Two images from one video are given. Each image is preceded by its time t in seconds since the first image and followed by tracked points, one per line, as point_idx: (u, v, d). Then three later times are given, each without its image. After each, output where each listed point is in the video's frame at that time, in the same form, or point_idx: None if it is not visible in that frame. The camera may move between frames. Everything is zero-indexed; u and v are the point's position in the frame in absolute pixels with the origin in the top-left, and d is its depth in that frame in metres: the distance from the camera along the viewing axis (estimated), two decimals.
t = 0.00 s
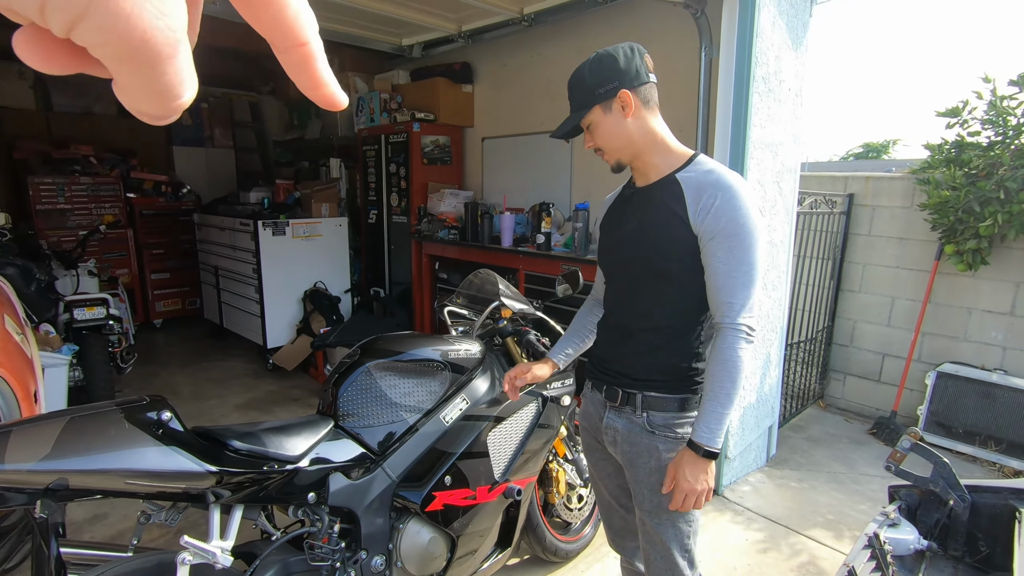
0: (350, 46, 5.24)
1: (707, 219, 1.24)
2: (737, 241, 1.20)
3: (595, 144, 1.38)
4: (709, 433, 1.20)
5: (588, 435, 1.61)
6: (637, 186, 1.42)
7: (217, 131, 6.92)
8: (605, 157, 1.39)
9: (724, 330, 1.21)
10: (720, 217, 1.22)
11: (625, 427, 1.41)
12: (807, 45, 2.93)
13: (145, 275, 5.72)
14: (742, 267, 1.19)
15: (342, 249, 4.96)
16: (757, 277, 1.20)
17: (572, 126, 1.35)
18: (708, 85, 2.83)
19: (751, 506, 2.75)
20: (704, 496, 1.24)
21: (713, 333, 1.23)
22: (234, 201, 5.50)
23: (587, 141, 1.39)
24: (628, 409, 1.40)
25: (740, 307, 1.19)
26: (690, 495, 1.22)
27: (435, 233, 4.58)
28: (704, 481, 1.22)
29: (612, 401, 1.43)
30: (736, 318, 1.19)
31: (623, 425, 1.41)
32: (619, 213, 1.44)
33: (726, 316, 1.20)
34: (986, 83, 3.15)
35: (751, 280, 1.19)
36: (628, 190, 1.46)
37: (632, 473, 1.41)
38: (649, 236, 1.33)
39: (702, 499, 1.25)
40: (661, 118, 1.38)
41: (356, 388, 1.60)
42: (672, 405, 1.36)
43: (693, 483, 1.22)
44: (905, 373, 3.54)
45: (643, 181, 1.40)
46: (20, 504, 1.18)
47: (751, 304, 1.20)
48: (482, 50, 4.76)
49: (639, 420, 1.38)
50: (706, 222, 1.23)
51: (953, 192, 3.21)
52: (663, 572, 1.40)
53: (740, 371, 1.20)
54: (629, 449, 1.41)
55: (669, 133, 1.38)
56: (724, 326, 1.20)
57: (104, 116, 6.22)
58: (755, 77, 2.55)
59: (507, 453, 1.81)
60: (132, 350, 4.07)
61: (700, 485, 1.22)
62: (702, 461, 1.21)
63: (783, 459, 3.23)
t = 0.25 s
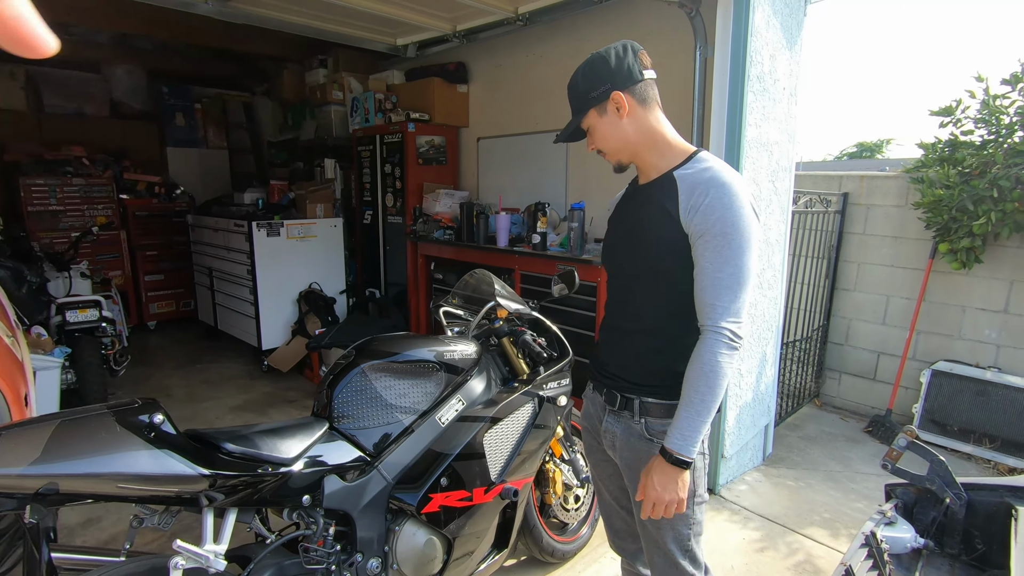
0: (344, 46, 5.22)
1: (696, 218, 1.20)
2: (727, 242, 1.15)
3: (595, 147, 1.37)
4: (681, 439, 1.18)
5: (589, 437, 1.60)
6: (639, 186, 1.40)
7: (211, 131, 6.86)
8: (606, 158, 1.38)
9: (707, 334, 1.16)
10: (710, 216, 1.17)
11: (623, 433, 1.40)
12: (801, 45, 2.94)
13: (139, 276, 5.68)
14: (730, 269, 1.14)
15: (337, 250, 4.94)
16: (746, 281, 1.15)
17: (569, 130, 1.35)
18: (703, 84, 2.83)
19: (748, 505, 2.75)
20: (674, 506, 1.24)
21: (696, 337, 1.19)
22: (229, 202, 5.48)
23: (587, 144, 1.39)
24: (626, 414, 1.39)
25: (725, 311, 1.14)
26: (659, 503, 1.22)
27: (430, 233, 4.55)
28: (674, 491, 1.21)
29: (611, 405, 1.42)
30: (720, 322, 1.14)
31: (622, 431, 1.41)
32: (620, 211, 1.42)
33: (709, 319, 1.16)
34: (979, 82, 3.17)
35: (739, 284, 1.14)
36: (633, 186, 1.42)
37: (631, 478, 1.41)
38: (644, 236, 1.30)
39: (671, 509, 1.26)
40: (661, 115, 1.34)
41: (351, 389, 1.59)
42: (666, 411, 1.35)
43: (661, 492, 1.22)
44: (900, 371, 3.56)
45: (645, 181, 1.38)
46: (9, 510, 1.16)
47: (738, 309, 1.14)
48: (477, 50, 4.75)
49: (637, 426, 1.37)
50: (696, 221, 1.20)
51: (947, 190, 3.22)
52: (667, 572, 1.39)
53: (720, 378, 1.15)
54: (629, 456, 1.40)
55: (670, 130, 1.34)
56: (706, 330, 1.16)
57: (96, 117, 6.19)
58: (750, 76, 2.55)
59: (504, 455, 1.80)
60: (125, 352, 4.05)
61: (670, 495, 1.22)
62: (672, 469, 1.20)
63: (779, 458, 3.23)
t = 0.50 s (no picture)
0: (340, 45, 5.21)
1: (697, 215, 1.17)
2: (727, 241, 1.11)
3: (599, 144, 1.35)
4: (654, 431, 1.17)
5: (595, 438, 1.59)
6: (646, 182, 1.38)
7: (206, 131, 6.85)
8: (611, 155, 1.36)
9: (700, 334, 1.14)
10: (711, 213, 1.14)
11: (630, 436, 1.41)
12: (797, 43, 2.94)
13: (134, 276, 5.66)
14: (727, 270, 1.11)
15: (334, 250, 4.93)
16: (746, 282, 1.11)
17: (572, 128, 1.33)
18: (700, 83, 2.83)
19: (745, 504, 2.75)
20: (637, 494, 1.23)
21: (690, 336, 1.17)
22: (224, 201, 5.46)
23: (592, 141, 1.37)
24: (633, 417, 1.40)
25: (720, 312, 1.11)
26: (624, 489, 1.22)
27: (427, 232, 4.53)
28: (639, 479, 1.21)
29: (619, 407, 1.42)
30: (713, 322, 1.12)
31: (629, 434, 1.41)
32: (627, 206, 1.40)
33: (703, 319, 1.13)
34: (974, 81, 3.17)
35: (737, 285, 1.11)
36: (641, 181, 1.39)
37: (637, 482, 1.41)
38: (648, 233, 1.28)
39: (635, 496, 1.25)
40: (666, 109, 1.31)
41: (346, 389, 1.58)
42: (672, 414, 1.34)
43: (627, 479, 1.22)
44: (896, 369, 3.56)
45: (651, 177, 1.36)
46: None
47: (735, 311, 1.11)
48: (473, 49, 4.74)
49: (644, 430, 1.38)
50: (698, 218, 1.16)
51: (943, 189, 3.22)
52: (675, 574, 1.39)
53: (707, 380, 1.13)
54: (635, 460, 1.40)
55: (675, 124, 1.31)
56: (700, 330, 1.13)
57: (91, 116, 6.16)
58: (746, 74, 2.55)
59: (500, 454, 1.80)
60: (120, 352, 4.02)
61: (636, 483, 1.21)
62: (640, 457, 1.19)
63: (776, 456, 3.23)
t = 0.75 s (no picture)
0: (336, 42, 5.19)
1: (713, 216, 1.14)
2: (747, 244, 1.08)
3: (612, 137, 1.32)
4: (680, 443, 1.15)
5: (605, 439, 1.59)
6: (659, 178, 1.34)
7: (201, 129, 6.83)
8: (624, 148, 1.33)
9: (721, 340, 1.11)
10: (728, 215, 1.11)
11: (642, 439, 1.39)
12: (794, 41, 2.94)
13: (129, 275, 5.63)
14: (747, 274, 1.08)
15: (331, 248, 4.91)
16: (766, 286, 1.08)
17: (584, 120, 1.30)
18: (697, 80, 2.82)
19: (742, 502, 2.76)
20: (670, 505, 1.22)
21: (711, 342, 1.15)
22: (220, 200, 5.43)
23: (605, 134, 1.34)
24: (645, 420, 1.38)
25: (741, 318, 1.09)
26: (652, 501, 1.21)
27: (423, 231, 4.52)
28: (669, 491, 1.19)
29: (630, 409, 1.41)
30: (734, 329, 1.09)
31: (640, 437, 1.39)
32: (638, 204, 1.37)
33: (723, 325, 1.11)
34: (970, 78, 3.18)
35: (756, 290, 1.08)
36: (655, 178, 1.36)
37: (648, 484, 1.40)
38: (660, 233, 1.25)
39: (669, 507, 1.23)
40: (682, 103, 1.27)
41: (343, 388, 1.57)
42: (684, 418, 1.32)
43: (655, 491, 1.21)
44: (893, 367, 3.58)
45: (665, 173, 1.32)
46: None
47: (756, 316, 1.09)
48: (470, 46, 4.73)
49: (656, 433, 1.36)
50: (714, 220, 1.13)
51: (939, 187, 3.23)
52: None
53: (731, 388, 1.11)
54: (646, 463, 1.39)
55: (691, 120, 1.27)
56: (721, 336, 1.11)
57: (84, 114, 6.12)
58: (744, 71, 2.55)
59: (499, 452, 1.79)
60: (115, 351, 4.00)
61: (666, 496, 1.20)
62: (667, 469, 1.18)
63: (773, 454, 3.24)
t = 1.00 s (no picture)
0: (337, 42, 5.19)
1: (738, 222, 1.12)
2: (777, 248, 1.06)
3: (629, 137, 1.32)
4: (731, 464, 1.10)
5: (615, 439, 1.60)
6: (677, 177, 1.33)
7: (202, 128, 6.78)
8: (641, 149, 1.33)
9: (756, 349, 1.08)
10: (754, 220, 1.09)
11: (654, 442, 1.39)
12: (795, 41, 2.95)
13: (130, 274, 5.63)
14: (779, 279, 1.05)
15: (332, 247, 4.92)
16: (798, 291, 1.06)
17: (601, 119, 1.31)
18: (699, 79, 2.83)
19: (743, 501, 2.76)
20: (730, 533, 1.15)
21: (742, 350, 1.12)
22: (221, 199, 5.43)
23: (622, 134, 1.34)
24: (657, 422, 1.38)
25: (775, 324, 1.06)
26: (711, 531, 1.14)
27: (425, 230, 4.52)
28: (727, 520, 1.12)
29: (643, 412, 1.41)
30: (768, 336, 1.06)
31: (652, 439, 1.39)
32: (653, 208, 1.38)
33: (757, 333, 1.08)
34: (971, 79, 3.18)
35: (790, 295, 1.06)
36: (670, 179, 1.37)
37: (660, 487, 1.40)
38: (680, 237, 1.25)
39: (728, 538, 1.16)
40: (702, 102, 1.27)
41: (346, 387, 1.58)
42: (700, 422, 1.31)
43: (712, 520, 1.13)
44: (894, 367, 3.58)
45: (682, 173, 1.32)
46: None
47: (790, 322, 1.06)
48: (471, 46, 4.73)
49: (669, 437, 1.35)
50: (739, 225, 1.12)
51: (939, 187, 3.23)
52: None
53: (772, 399, 1.07)
54: (658, 465, 1.39)
55: (710, 120, 1.27)
56: (754, 344, 1.08)
57: (85, 113, 6.12)
58: (745, 72, 2.55)
59: (500, 452, 1.80)
60: (117, 350, 4.00)
61: (721, 524, 1.13)
62: (723, 496, 1.11)
63: (774, 453, 3.25)
